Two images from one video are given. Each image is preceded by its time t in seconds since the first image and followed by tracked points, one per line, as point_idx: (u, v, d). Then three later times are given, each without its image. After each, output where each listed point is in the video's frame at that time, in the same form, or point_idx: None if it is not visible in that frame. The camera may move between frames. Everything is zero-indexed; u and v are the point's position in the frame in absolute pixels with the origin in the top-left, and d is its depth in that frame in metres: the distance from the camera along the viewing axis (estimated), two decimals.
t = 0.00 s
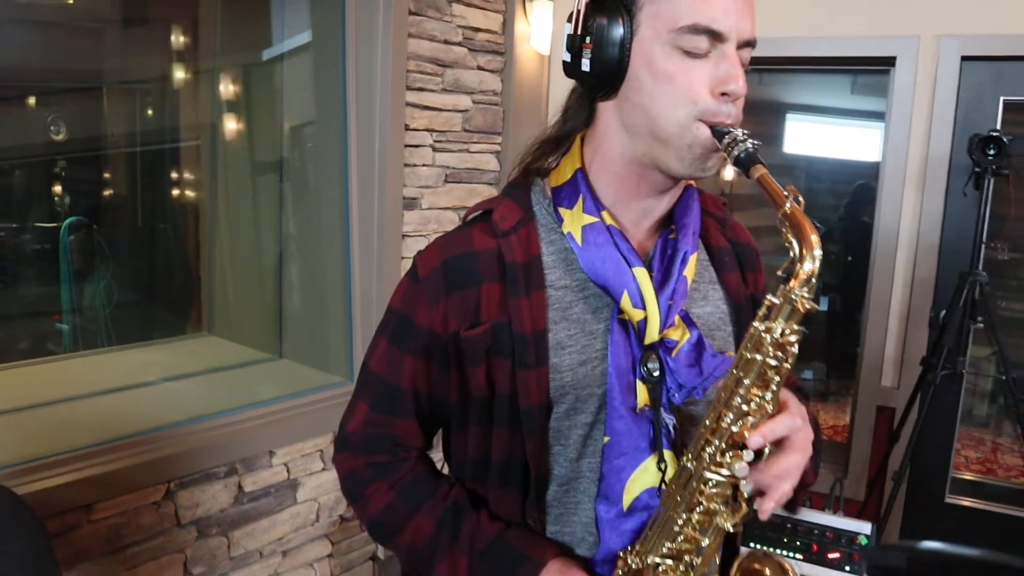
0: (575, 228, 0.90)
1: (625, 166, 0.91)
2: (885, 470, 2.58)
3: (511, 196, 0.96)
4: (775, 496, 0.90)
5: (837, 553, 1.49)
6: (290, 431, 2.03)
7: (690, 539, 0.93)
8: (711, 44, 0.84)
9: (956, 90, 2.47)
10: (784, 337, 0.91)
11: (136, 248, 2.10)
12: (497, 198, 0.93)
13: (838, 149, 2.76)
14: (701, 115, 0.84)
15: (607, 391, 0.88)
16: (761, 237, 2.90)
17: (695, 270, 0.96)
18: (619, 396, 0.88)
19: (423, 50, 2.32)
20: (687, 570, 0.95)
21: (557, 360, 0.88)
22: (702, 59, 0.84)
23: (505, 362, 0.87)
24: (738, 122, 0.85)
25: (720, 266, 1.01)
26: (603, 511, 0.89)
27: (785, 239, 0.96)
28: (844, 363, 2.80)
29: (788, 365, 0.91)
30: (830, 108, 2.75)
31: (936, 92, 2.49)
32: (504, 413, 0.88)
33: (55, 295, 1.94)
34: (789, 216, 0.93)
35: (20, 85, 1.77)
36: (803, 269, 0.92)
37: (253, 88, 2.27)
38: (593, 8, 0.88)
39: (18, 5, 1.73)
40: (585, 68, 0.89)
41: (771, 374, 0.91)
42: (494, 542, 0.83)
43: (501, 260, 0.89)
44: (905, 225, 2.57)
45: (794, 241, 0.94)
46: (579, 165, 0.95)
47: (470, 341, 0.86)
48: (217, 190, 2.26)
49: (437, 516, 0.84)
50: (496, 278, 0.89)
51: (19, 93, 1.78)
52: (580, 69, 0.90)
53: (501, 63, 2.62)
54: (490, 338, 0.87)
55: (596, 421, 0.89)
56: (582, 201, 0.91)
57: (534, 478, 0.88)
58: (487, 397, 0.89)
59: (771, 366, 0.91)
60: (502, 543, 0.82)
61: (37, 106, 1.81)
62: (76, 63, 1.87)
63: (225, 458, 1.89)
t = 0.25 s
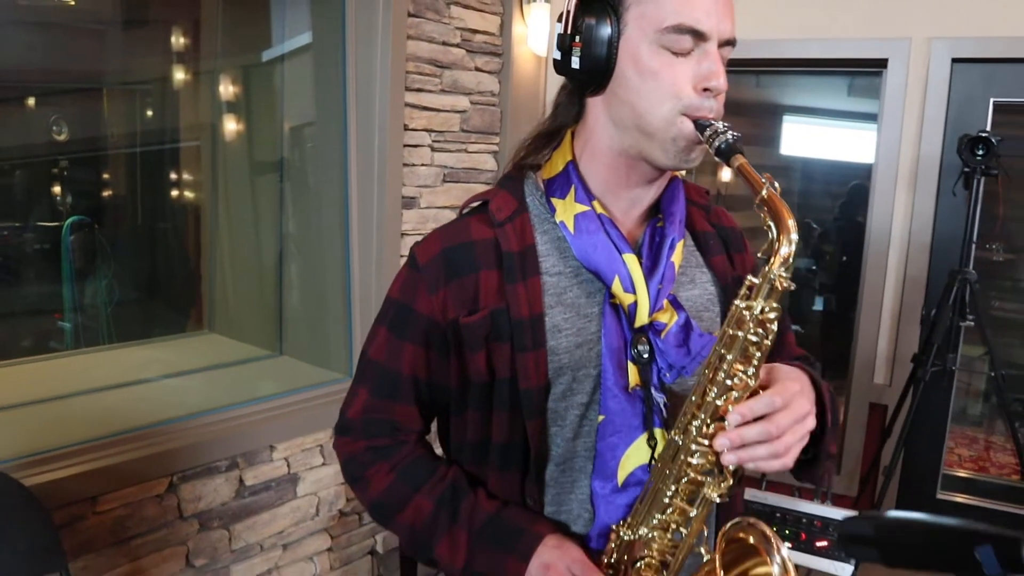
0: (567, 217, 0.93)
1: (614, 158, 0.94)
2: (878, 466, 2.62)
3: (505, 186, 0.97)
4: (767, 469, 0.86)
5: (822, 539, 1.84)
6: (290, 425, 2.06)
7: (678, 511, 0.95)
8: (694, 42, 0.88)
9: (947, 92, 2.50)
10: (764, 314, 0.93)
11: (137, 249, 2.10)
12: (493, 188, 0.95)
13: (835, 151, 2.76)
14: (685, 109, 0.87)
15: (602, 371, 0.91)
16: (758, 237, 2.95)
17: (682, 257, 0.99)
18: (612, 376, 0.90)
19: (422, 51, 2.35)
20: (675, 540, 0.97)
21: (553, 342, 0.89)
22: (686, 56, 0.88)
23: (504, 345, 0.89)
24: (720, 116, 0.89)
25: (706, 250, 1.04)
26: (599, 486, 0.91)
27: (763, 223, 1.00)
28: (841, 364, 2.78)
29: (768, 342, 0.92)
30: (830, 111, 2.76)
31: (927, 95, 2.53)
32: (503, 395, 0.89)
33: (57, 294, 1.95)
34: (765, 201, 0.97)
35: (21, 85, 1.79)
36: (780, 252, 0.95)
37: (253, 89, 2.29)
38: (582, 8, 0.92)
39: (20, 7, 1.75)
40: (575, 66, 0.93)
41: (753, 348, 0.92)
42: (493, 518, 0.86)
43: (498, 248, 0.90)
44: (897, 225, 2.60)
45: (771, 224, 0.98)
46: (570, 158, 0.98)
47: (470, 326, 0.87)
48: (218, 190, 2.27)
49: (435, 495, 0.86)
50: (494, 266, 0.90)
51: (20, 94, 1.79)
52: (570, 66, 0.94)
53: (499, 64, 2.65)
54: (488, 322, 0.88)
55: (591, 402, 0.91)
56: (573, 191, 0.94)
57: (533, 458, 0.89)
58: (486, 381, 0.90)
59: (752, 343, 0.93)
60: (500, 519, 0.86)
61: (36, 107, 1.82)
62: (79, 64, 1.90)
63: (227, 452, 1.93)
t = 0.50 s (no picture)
0: (563, 211, 0.95)
1: (609, 153, 0.96)
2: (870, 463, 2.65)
3: (502, 181, 1.00)
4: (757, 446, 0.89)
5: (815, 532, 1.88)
6: (289, 421, 2.09)
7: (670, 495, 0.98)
8: (688, 41, 0.89)
9: (937, 93, 2.54)
10: (753, 302, 0.97)
11: (136, 249, 2.12)
12: (489, 183, 0.98)
13: (824, 153, 2.82)
14: (679, 106, 0.89)
15: (595, 359, 0.94)
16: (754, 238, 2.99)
17: (673, 252, 1.01)
18: (605, 363, 0.93)
19: (420, 52, 2.39)
20: (666, 521, 0.99)
21: (548, 331, 0.92)
22: (680, 55, 0.89)
23: (500, 334, 0.91)
24: (714, 113, 0.90)
25: (695, 245, 1.06)
26: (592, 470, 0.95)
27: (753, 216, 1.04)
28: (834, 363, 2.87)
29: (757, 330, 0.97)
30: (821, 113, 2.82)
31: (918, 96, 2.56)
32: (499, 381, 0.92)
33: (57, 293, 1.97)
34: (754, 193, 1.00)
35: (18, 87, 1.80)
36: (769, 243, 0.99)
37: (252, 91, 2.32)
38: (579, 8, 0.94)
39: (20, 8, 1.77)
40: (573, 64, 0.94)
41: (743, 338, 0.97)
42: (492, 505, 0.87)
43: (495, 241, 0.93)
44: (889, 225, 2.64)
45: (760, 216, 1.02)
46: (566, 154, 1.00)
47: (468, 315, 0.90)
48: (217, 192, 2.30)
49: (436, 482, 0.88)
50: (491, 258, 0.93)
51: (18, 96, 1.81)
52: (568, 64, 0.95)
53: (496, 65, 2.69)
54: (486, 312, 0.91)
55: (584, 390, 0.94)
56: (569, 186, 0.97)
57: (527, 443, 0.91)
58: (482, 369, 0.93)
59: (742, 330, 0.97)
60: (500, 506, 0.87)
61: (33, 109, 1.83)
62: (79, 65, 1.92)
63: (226, 447, 1.95)
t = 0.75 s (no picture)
0: (562, 203, 0.97)
1: (608, 147, 0.98)
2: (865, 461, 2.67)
3: (501, 175, 1.01)
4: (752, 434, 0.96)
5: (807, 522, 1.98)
6: (288, 419, 2.11)
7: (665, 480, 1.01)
8: (682, 39, 0.92)
9: (930, 95, 2.57)
10: (744, 291, 1.01)
11: (136, 251, 2.13)
12: (490, 177, 1.00)
13: (824, 158, 2.84)
14: (673, 102, 0.91)
15: (592, 348, 0.96)
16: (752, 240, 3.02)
17: (669, 245, 1.04)
18: (601, 352, 0.95)
19: (420, 54, 2.41)
20: (662, 506, 1.03)
21: (546, 321, 0.94)
22: (674, 52, 0.92)
23: (500, 324, 0.93)
24: (707, 109, 0.93)
25: (690, 239, 1.09)
26: (590, 457, 0.97)
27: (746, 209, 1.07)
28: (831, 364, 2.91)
29: (748, 319, 1.01)
30: (821, 117, 2.84)
31: (911, 98, 2.59)
32: (499, 369, 0.94)
33: (57, 293, 1.98)
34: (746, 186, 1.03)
35: (17, 89, 1.81)
36: (759, 235, 1.02)
37: (251, 92, 2.33)
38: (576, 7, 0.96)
39: (20, 11, 1.78)
40: (570, 62, 0.96)
41: (735, 327, 1.00)
42: (491, 493, 0.90)
43: (495, 234, 0.95)
44: (883, 225, 2.66)
45: (753, 208, 1.05)
46: (566, 147, 1.02)
47: (469, 306, 0.92)
48: (217, 194, 2.32)
49: (439, 469, 0.91)
50: (491, 249, 0.94)
51: (17, 98, 1.81)
52: (566, 62, 0.97)
53: (495, 67, 2.71)
54: (487, 302, 0.93)
55: (581, 378, 0.97)
56: (568, 178, 0.99)
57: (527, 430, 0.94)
58: (483, 358, 0.94)
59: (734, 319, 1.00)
60: (499, 494, 0.90)
61: (33, 112, 1.85)
62: (80, 66, 1.93)
63: (227, 444, 1.97)
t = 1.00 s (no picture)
0: (562, 195, 0.97)
1: (608, 142, 0.99)
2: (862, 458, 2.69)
3: (504, 168, 1.00)
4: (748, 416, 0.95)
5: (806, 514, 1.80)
6: (291, 415, 2.14)
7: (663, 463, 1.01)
8: (680, 36, 0.94)
9: (926, 96, 2.60)
10: (740, 279, 1.02)
11: (137, 250, 2.14)
12: (493, 168, 0.98)
13: (822, 159, 2.87)
14: (671, 96, 0.93)
15: (591, 336, 0.95)
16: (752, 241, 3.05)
17: (666, 238, 1.05)
18: (601, 340, 0.95)
19: (421, 55, 2.44)
20: (660, 489, 1.02)
21: (547, 309, 0.93)
22: (672, 50, 0.94)
23: (502, 312, 0.92)
24: (704, 105, 0.95)
25: (686, 231, 1.10)
26: (589, 442, 0.96)
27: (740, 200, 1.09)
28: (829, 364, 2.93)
29: (744, 306, 1.02)
30: (819, 119, 2.86)
31: (907, 99, 2.62)
32: (501, 357, 0.92)
33: (61, 292, 1.99)
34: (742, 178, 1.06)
35: (20, 91, 1.83)
36: (755, 226, 1.04)
37: (252, 92, 2.34)
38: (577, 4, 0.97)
39: (23, 13, 1.81)
40: (571, 58, 0.98)
41: (731, 313, 1.02)
42: (495, 476, 0.86)
43: (497, 223, 0.94)
44: (880, 225, 2.69)
45: (748, 199, 1.07)
46: (566, 142, 1.03)
47: (473, 294, 0.90)
48: (219, 196, 2.32)
49: (442, 454, 0.88)
50: (494, 239, 0.93)
51: (18, 100, 1.83)
52: (566, 59, 0.99)
53: (495, 68, 2.74)
54: (490, 290, 0.91)
55: (581, 366, 0.96)
56: (568, 173, 0.99)
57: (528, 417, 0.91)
58: (485, 345, 0.92)
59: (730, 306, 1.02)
60: (500, 478, 0.86)
61: (35, 113, 1.86)
62: (84, 68, 1.95)
63: (230, 439, 2.00)
